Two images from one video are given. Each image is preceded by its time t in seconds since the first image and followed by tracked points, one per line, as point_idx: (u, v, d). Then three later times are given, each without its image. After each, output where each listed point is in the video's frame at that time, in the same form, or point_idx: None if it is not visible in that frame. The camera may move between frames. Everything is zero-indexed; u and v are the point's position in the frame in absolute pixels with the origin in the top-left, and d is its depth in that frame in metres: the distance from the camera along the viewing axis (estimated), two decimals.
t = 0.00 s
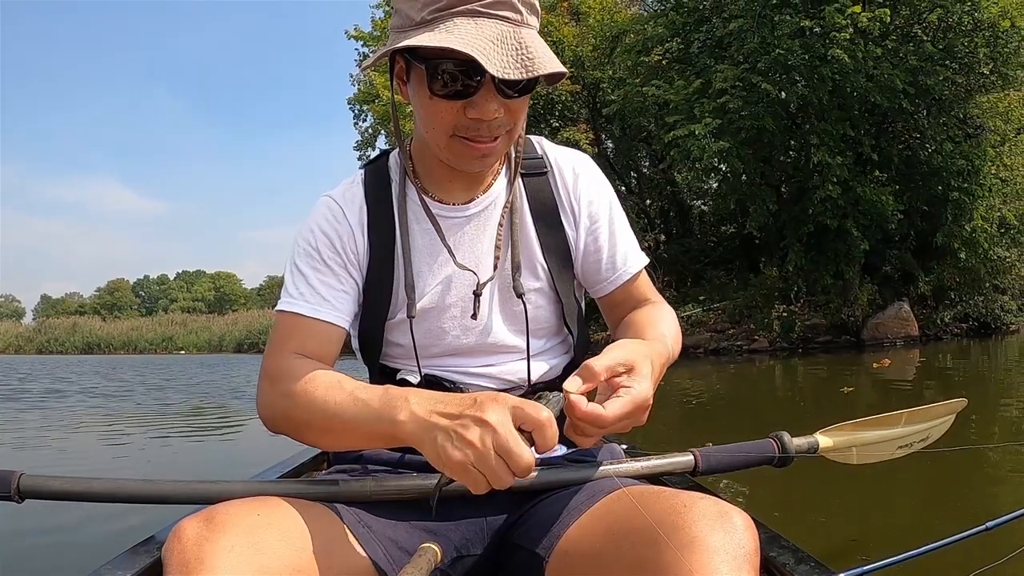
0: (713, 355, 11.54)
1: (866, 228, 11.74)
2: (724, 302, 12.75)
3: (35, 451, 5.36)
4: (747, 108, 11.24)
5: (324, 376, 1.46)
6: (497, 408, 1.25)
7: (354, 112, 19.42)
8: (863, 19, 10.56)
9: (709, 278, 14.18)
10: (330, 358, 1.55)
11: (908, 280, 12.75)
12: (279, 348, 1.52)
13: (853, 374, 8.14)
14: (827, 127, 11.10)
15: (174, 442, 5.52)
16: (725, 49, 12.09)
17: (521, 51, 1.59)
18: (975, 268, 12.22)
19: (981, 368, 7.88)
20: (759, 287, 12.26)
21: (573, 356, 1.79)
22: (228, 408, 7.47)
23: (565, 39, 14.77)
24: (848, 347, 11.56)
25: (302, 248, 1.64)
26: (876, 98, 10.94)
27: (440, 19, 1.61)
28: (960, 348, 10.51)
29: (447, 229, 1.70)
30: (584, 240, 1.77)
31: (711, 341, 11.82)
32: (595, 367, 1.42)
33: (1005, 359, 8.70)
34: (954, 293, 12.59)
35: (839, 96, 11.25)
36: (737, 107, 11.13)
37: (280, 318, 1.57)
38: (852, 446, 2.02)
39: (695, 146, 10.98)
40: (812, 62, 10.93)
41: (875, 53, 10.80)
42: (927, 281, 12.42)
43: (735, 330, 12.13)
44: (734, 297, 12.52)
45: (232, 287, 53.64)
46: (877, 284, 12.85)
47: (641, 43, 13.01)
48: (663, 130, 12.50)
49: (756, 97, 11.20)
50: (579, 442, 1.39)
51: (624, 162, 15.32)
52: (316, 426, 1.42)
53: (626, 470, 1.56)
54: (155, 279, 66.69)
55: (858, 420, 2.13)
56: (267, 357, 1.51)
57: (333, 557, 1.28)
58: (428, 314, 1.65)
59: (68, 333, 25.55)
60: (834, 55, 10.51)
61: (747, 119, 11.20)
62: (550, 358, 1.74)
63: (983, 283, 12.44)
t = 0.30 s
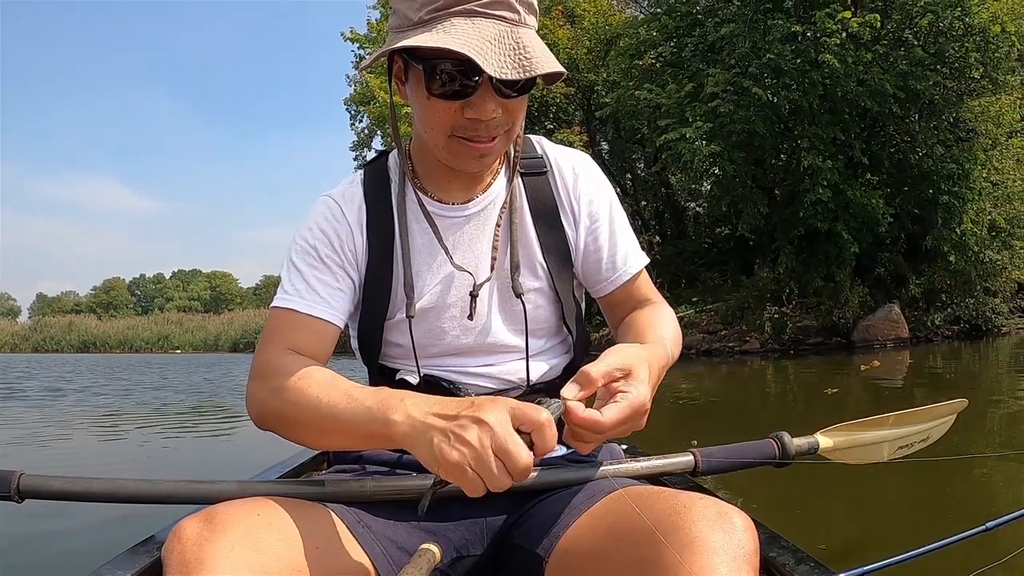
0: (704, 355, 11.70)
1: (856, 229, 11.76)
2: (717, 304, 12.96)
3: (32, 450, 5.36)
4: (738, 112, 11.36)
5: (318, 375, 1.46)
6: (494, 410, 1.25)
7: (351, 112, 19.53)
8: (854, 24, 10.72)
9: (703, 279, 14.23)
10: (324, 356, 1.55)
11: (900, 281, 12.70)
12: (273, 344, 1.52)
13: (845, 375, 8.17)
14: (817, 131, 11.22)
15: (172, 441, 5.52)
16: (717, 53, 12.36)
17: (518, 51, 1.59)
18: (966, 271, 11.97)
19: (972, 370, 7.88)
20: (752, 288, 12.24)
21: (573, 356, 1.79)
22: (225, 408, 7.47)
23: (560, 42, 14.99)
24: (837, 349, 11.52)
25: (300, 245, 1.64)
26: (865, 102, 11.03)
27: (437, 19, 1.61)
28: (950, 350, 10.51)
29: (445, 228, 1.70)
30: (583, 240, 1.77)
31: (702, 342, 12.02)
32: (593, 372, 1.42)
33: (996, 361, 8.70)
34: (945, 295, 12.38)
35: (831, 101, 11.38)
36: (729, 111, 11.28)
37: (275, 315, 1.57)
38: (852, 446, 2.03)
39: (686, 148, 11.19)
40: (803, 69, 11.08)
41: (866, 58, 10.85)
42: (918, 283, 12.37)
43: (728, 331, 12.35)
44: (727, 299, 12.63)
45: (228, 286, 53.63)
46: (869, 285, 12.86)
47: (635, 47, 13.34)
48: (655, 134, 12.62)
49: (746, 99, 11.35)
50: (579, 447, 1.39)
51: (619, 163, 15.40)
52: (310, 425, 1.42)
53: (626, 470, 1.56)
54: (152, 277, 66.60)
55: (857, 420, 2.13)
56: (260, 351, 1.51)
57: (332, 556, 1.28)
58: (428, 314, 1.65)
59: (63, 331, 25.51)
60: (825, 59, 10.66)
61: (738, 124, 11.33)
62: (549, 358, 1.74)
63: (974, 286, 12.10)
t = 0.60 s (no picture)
0: (697, 356, 11.78)
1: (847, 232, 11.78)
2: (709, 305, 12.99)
3: (28, 450, 5.36)
4: (728, 116, 11.31)
5: (315, 378, 1.45)
6: (493, 416, 1.25)
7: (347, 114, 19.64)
8: (844, 29, 10.73)
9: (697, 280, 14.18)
10: (323, 358, 1.55)
11: (892, 282, 12.62)
12: (272, 346, 1.52)
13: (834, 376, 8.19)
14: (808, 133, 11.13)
15: (169, 441, 5.53)
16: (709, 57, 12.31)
17: (514, 50, 1.59)
18: (956, 273, 12.08)
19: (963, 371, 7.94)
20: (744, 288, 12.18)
21: (573, 357, 1.79)
22: (222, 407, 7.47)
23: (555, 45, 15.05)
24: (829, 350, 11.67)
25: (300, 246, 1.64)
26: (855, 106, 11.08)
27: (432, 19, 1.62)
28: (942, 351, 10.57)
29: (443, 228, 1.70)
30: (583, 240, 1.77)
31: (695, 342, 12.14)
32: (593, 372, 1.42)
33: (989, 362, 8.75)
34: (937, 296, 12.38)
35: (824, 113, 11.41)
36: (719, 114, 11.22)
37: (274, 316, 1.57)
38: (851, 446, 2.03)
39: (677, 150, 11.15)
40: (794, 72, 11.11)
41: (855, 61, 10.94)
42: (909, 284, 12.30)
43: (720, 333, 12.41)
44: (720, 300, 12.66)
45: (224, 286, 53.61)
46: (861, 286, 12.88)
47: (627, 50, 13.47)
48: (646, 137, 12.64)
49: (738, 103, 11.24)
50: (578, 447, 1.39)
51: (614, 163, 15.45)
52: (308, 428, 1.41)
53: (626, 470, 1.56)
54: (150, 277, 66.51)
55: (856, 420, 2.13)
56: (259, 353, 1.51)
57: (331, 557, 1.27)
58: (429, 314, 1.65)
59: (59, 331, 25.50)
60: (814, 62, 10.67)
61: (727, 127, 11.27)
62: (549, 358, 1.74)
63: (965, 288, 12.24)
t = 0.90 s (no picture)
0: (689, 356, 11.78)
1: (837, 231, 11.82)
2: (702, 305, 13.01)
3: (25, 450, 5.35)
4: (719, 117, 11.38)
5: (316, 381, 1.45)
6: (494, 424, 1.25)
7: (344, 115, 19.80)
8: (834, 33, 10.77)
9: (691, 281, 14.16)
10: (324, 359, 1.56)
11: (884, 284, 12.74)
12: (276, 350, 1.52)
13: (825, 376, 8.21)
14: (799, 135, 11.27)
15: (167, 441, 5.53)
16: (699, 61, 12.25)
17: (513, 49, 1.59)
18: (948, 275, 12.13)
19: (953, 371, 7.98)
20: (737, 289, 12.31)
21: (573, 356, 1.79)
22: (220, 407, 7.48)
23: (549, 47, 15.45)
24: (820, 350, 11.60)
25: (301, 249, 1.64)
26: (846, 110, 11.13)
27: (430, 19, 1.62)
28: (933, 351, 10.62)
29: (443, 229, 1.70)
30: (582, 242, 1.77)
31: (687, 343, 12.12)
32: (587, 367, 1.41)
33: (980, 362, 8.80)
34: (929, 297, 12.43)
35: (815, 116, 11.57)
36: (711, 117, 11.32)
37: (277, 319, 1.57)
38: (851, 446, 2.03)
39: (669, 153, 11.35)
40: (783, 75, 11.17)
41: (845, 65, 10.96)
42: (901, 287, 12.37)
43: (712, 334, 12.36)
44: (713, 301, 12.69)
45: (221, 286, 53.66)
46: (855, 287, 12.98)
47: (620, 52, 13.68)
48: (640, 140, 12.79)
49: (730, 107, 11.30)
50: (573, 441, 1.39)
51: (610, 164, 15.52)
52: (311, 431, 1.41)
53: (626, 469, 1.55)
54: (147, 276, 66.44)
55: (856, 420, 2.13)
56: (263, 356, 1.51)
57: (331, 557, 1.27)
58: (429, 314, 1.65)
59: (55, 330, 25.53)
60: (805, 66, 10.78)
61: (719, 129, 11.40)
62: (550, 358, 1.74)
63: (957, 289, 12.28)
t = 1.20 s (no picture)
0: (682, 356, 11.77)
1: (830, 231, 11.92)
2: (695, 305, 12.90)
3: (22, 450, 5.35)
4: (710, 120, 11.39)
5: (317, 381, 1.45)
6: (492, 418, 1.25)
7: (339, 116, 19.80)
8: (825, 36, 10.91)
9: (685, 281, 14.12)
10: (324, 361, 1.56)
11: (875, 284, 12.80)
12: (276, 350, 1.52)
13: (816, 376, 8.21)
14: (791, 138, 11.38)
15: (163, 441, 5.52)
16: (692, 63, 12.27)
17: (512, 48, 1.59)
18: (940, 276, 12.20)
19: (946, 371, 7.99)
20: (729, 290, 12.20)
21: (574, 356, 1.79)
22: (217, 407, 7.48)
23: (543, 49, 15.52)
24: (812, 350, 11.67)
25: (301, 250, 1.64)
26: (836, 112, 11.31)
27: (430, 20, 1.62)
28: (925, 351, 10.70)
29: (443, 231, 1.71)
30: (581, 245, 1.77)
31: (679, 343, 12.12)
32: (586, 368, 1.42)
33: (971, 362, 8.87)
34: (920, 297, 12.56)
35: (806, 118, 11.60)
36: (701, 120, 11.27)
37: (278, 320, 1.57)
38: (851, 446, 2.02)
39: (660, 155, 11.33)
40: (773, 77, 11.27)
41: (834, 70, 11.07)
42: (892, 287, 12.48)
43: (704, 333, 12.40)
44: (705, 301, 12.63)
45: (217, 285, 53.58)
46: (847, 288, 13.07)
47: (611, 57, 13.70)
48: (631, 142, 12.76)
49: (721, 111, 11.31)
50: (570, 443, 1.39)
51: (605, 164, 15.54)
52: (311, 432, 1.41)
53: (626, 470, 1.55)
54: (145, 276, 66.33)
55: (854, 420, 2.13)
56: (263, 356, 1.52)
57: (332, 558, 1.27)
58: (429, 315, 1.65)
59: (51, 330, 25.48)
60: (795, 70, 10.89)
61: (710, 132, 11.42)
62: (550, 359, 1.74)
63: (948, 289, 12.38)
